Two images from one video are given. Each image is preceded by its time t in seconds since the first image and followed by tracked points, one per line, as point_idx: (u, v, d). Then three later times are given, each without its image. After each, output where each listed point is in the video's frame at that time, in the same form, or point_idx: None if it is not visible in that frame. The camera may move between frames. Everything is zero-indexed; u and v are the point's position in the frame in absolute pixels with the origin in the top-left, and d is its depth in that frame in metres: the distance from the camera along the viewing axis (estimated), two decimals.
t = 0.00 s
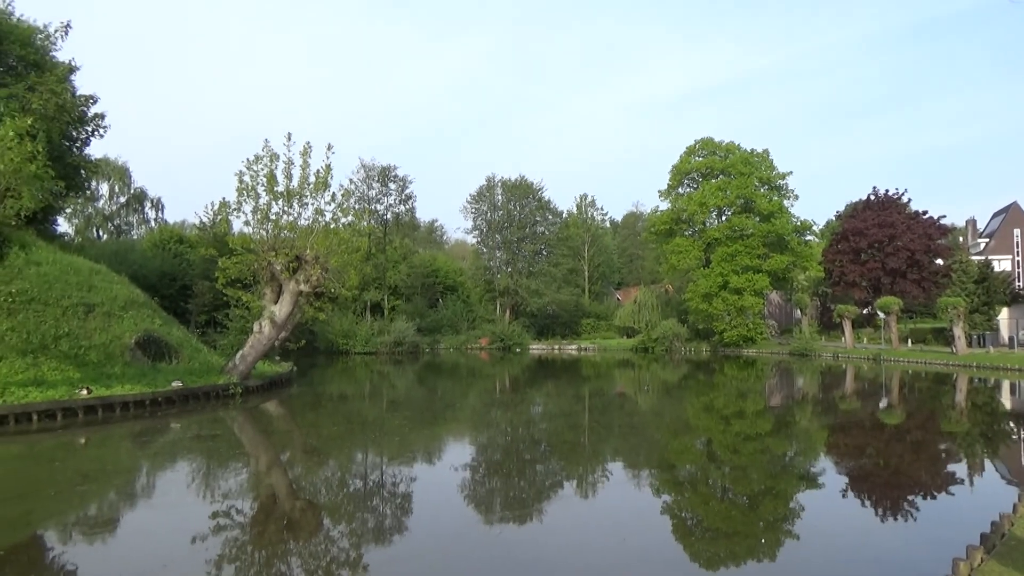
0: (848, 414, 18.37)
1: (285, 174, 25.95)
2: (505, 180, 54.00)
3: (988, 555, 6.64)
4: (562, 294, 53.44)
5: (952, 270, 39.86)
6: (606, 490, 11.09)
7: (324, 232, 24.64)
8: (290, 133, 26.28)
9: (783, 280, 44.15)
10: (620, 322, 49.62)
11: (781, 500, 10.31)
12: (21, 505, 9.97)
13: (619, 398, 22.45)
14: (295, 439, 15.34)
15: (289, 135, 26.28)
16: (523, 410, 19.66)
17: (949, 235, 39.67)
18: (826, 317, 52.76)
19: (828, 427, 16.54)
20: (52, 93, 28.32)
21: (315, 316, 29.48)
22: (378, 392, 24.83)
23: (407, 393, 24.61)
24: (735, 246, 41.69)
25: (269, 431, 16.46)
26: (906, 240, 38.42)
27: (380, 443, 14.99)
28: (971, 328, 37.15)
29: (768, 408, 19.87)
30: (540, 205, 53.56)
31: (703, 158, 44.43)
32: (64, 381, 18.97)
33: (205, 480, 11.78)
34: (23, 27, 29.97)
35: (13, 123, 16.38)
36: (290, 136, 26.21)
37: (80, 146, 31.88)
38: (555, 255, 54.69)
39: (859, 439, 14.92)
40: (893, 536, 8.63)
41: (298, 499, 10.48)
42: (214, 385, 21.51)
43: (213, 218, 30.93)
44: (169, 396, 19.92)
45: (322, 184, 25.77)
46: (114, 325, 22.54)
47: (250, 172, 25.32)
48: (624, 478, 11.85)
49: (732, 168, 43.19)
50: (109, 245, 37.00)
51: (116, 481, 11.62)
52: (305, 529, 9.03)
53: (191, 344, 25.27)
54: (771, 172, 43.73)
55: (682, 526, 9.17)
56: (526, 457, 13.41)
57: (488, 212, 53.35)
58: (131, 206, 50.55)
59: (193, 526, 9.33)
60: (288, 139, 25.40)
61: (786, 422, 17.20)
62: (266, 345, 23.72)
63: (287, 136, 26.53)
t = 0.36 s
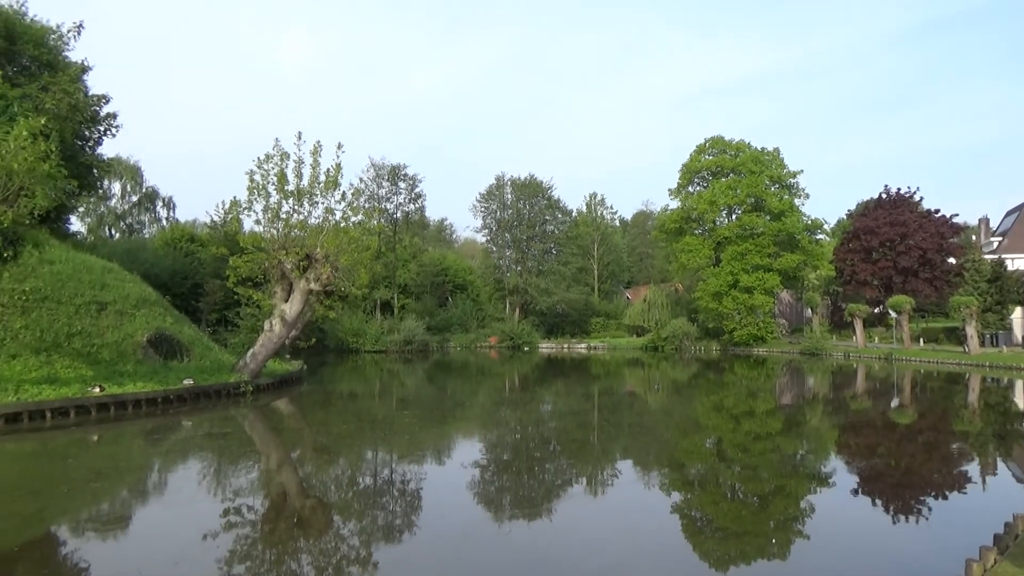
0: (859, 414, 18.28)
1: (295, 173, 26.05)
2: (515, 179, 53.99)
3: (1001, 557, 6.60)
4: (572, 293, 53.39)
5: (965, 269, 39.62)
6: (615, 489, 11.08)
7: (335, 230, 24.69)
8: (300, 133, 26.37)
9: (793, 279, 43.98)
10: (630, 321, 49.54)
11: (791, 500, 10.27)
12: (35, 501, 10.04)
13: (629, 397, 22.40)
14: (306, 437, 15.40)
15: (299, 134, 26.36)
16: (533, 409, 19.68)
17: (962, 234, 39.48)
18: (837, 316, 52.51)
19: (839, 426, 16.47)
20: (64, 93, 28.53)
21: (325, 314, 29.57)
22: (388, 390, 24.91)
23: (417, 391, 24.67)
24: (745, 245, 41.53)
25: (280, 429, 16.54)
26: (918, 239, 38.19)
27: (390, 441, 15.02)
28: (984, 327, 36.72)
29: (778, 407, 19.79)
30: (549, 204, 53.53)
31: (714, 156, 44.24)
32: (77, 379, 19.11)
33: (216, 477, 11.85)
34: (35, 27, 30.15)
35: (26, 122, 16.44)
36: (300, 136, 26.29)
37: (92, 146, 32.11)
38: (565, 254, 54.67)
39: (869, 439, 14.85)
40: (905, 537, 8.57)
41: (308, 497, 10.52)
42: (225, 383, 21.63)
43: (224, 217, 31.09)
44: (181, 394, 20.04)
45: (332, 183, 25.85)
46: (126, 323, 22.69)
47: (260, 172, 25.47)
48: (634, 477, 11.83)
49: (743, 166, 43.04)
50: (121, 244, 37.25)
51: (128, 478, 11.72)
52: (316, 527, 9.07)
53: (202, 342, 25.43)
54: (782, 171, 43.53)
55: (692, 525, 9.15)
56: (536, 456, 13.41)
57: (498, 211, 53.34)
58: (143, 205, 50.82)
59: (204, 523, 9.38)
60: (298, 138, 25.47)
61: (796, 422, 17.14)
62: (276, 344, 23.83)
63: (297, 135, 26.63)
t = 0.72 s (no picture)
0: (872, 413, 18.14)
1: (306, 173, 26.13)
2: (525, 178, 53.99)
3: (1015, 557, 6.55)
4: (582, 292, 53.30)
5: (978, 267, 39.28)
6: (626, 488, 11.08)
7: (346, 229, 24.91)
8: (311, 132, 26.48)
9: (805, 277, 43.75)
10: (640, 320, 49.42)
11: (803, 500, 10.22)
12: (49, 499, 10.14)
13: (639, 396, 22.34)
14: (316, 436, 15.46)
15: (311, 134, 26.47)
16: (543, 408, 19.68)
17: (976, 232, 39.24)
18: (849, 315, 52.18)
19: (851, 426, 16.36)
20: (78, 94, 28.77)
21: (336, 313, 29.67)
22: (398, 389, 24.94)
23: (427, 390, 24.69)
24: (756, 243, 41.36)
25: (291, 428, 16.61)
26: (931, 237, 37.85)
27: (400, 440, 15.06)
28: (998, 326, 36.41)
29: (790, 407, 19.68)
30: (559, 203, 53.48)
31: (724, 154, 44.05)
32: (91, 377, 19.26)
33: (228, 475, 11.93)
34: (49, 28, 30.35)
35: (41, 123, 16.62)
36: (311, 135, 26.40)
37: (106, 146, 32.35)
38: (575, 253, 54.62)
39: (882, 438, 14.75)
40: (918, 538, 8.52)
41: (319, 495, 10.57)
42: (237, 382, 21.74)
43: (236, 217, 31.26)
44: (193, 393, 20.17)
45: (342, 182, 25.93)
46: (139, 322, 22.85)
47: (272, 171, 25.54)
48: (644, 476, 11.82)
49: (754, 165, 42.87)
50: (134, 243, 37.54)
51: (141, 476, 11.81)
52: (327, 525, 9.11)
53: (214, 341, 25.57)
54: (793, 169, 43.33)
55: (703, 524, 9.13)
56: (546, 455, 13.41)
57: (508, 210, 53.36)
58: (155, 205, 51.20)
59: (216, 520, 9.45)
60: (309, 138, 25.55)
61: (808, 422, 17.06)
62: (288, 343, 23.92)
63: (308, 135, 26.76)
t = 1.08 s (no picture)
0: (884, 413, 18.02)
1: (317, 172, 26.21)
2: (535, 177, 53.98)
3: None
4: (592, 291, 53.23)
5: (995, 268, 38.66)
6: (636, 488, 11.06)
7: (356, 229, 24.99)
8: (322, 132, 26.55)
9: (816, 276, 43.51)
10: (650, 319, 49.30)
11: (815, 499, 10.17)
12: (64, 496, 10.23)
13: (650, 395, 22.29)
14: (327, 434, 15.52)
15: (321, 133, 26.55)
16: (553, 407, 19.67)
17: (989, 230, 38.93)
18: (861, 313, 51.86)
19: (863, 425, 16.26)
20: (91, 94, 28.98)
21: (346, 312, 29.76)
22: (409, 388, 24.98)
23: (437, 388, 24.72)
24: (767, 242, 41.18)
25: (302, 426, 16.68)
26: (944, 235, 37.53)
27: (411, 439, 15.10)
28: (1013, 325, 36.10)
29: (801, 406, 19.57)
30: (569, 201, 53.45)
31: (735, 153, 43.87)
32: (104, 376, 19.39)
33: (240, 474, 11.99)
34: (62, 29, 30.57)
35: (54, 123, 16.76)
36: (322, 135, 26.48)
37: (119, 146, 32.58)
38: (585, 252, 54.58)
39: (895, 438, 14.65)
40: (931, 538, 8.46)
41: (331, 494, 10.61)
42: (249, 381, 21.85)
43: (247, 217, 31.44)
44: (205, 391, 20.29)
45: (353, 181, 26.00)
46: (152, 321, 23.01)
47: (283, 170, 25.64)
48: (655, 476, 11.80)
49: (765, 163, 42.66)
50: (146, 243, 37.83)
51: (155, 474, 11.90)
52: (338, 523, 9.15)
53: (226, 340, 25.71)
54: (805, 167, 43.12)
55: (714, 524, 9.10)
56: (557, 454, 13.41)
57: (518, 209, 53.38)
58: (167, 205, 51.54)
59: (228, 518, 9.51)
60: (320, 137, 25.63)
61: (819, 421, 16.97)
62: (299, 342, 24.01)
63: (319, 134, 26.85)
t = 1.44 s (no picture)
0: (897, 413, 17.91)
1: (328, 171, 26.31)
2: (545, 176, 53.98)
3: None
4: (603, 290, 53.18)
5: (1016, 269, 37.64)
6: (646, 487, 11.05)
7: (367, 228, 25.03)
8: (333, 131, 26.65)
9: (828, 275, 43.27)
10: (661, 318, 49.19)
11: (827, 499, 10.13)
12: (78, 493, 10.31)
13: (660, 395, 22.24)
14: (338, 432, 15.58)
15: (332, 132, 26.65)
16: (564, 406, 19.67)
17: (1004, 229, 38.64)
18: (874, 313, 51.52)
19: (875, 425, 16.17)
20: (105, 94, 29.21)
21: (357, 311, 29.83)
22: (419, 386, 25.05)
23: (448, 387, 24.75)
24: (779, 241, 40.99)
25: (314, 424, 16.75)
26: (958, 234, 37.21)
27: (421, 437, 15.13)
28: None
29: (812, 406, 19.48)
30: (580, 200, 53.44)
31: (747, 151, 43.72)
32: (118, 374, 19.53)
33: (252, 471, 12.07)
34: (76, 30, 30.82)
35: (68, 123, 16.94)
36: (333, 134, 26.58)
37: (132, 145, 32.81)
38: (595, 251, 54.54)
39: (907, 438, 14.56)
40: (945, 538, 8.42)
41: (341, 492, 10.66)
42: (260, 379, 21.96)
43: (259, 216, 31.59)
44: (217, 389, 20.41)
45: (364, 180, 26.07)
46: (165, 320, 23.17)
47: (294, 169, 25.74)
48: (666, 475, 11.78)
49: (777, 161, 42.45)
50: (159, 242, 38.07)
51: (167, 471, 11.99)
52: (349, 521, 9.19)
53: (238, 338, 25.84)
54: (817, 165, 42.93)
55: (725, 523, 9.09)
56: (567, 453, 13.41)
57: (529, 208, 53.40)
58: (179, 203, 51.85)
59: (240, 515, 9.57)
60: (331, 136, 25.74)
61: (831, 421, 16.88)
62: (310, 340, 24.09)
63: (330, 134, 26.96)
